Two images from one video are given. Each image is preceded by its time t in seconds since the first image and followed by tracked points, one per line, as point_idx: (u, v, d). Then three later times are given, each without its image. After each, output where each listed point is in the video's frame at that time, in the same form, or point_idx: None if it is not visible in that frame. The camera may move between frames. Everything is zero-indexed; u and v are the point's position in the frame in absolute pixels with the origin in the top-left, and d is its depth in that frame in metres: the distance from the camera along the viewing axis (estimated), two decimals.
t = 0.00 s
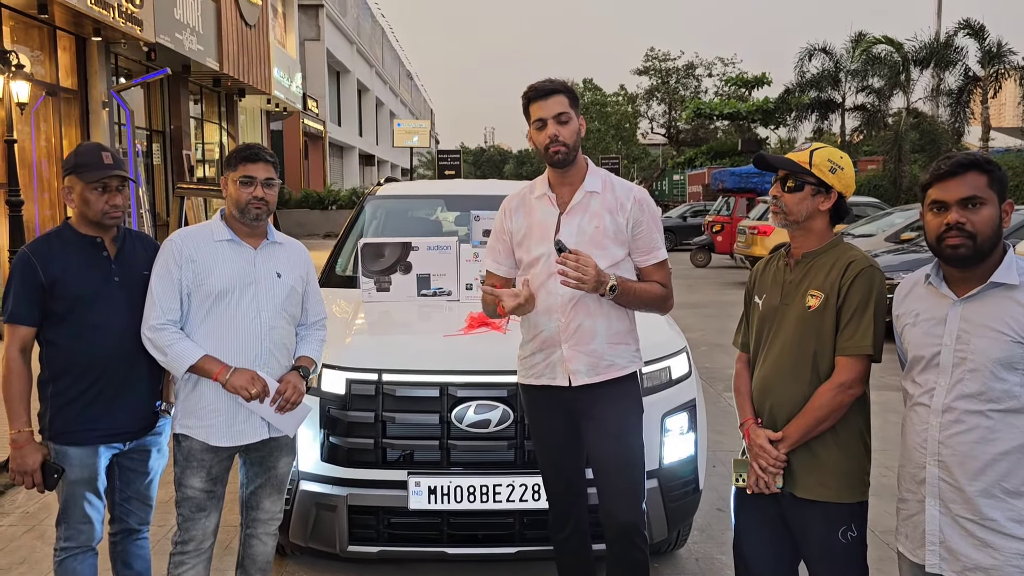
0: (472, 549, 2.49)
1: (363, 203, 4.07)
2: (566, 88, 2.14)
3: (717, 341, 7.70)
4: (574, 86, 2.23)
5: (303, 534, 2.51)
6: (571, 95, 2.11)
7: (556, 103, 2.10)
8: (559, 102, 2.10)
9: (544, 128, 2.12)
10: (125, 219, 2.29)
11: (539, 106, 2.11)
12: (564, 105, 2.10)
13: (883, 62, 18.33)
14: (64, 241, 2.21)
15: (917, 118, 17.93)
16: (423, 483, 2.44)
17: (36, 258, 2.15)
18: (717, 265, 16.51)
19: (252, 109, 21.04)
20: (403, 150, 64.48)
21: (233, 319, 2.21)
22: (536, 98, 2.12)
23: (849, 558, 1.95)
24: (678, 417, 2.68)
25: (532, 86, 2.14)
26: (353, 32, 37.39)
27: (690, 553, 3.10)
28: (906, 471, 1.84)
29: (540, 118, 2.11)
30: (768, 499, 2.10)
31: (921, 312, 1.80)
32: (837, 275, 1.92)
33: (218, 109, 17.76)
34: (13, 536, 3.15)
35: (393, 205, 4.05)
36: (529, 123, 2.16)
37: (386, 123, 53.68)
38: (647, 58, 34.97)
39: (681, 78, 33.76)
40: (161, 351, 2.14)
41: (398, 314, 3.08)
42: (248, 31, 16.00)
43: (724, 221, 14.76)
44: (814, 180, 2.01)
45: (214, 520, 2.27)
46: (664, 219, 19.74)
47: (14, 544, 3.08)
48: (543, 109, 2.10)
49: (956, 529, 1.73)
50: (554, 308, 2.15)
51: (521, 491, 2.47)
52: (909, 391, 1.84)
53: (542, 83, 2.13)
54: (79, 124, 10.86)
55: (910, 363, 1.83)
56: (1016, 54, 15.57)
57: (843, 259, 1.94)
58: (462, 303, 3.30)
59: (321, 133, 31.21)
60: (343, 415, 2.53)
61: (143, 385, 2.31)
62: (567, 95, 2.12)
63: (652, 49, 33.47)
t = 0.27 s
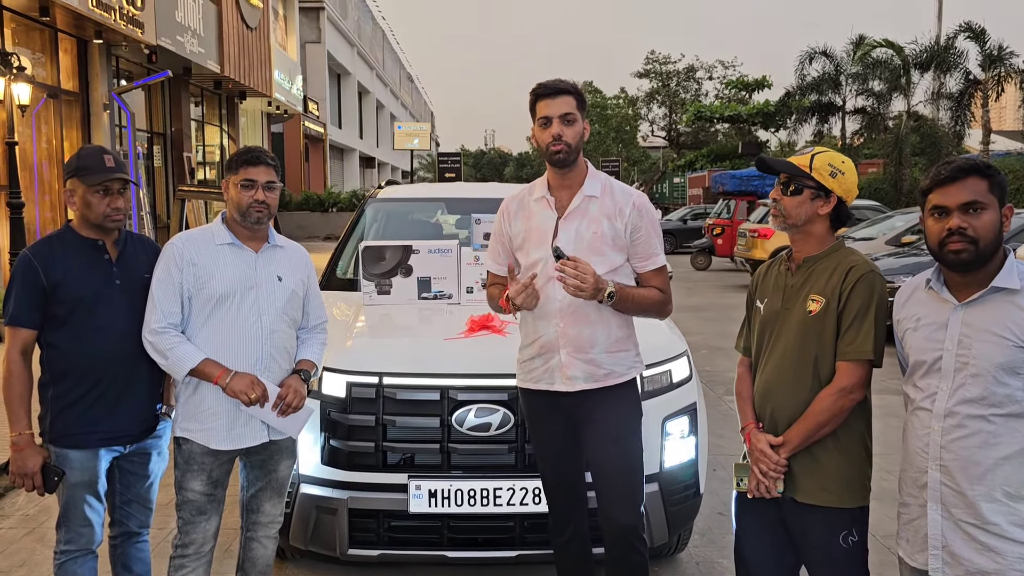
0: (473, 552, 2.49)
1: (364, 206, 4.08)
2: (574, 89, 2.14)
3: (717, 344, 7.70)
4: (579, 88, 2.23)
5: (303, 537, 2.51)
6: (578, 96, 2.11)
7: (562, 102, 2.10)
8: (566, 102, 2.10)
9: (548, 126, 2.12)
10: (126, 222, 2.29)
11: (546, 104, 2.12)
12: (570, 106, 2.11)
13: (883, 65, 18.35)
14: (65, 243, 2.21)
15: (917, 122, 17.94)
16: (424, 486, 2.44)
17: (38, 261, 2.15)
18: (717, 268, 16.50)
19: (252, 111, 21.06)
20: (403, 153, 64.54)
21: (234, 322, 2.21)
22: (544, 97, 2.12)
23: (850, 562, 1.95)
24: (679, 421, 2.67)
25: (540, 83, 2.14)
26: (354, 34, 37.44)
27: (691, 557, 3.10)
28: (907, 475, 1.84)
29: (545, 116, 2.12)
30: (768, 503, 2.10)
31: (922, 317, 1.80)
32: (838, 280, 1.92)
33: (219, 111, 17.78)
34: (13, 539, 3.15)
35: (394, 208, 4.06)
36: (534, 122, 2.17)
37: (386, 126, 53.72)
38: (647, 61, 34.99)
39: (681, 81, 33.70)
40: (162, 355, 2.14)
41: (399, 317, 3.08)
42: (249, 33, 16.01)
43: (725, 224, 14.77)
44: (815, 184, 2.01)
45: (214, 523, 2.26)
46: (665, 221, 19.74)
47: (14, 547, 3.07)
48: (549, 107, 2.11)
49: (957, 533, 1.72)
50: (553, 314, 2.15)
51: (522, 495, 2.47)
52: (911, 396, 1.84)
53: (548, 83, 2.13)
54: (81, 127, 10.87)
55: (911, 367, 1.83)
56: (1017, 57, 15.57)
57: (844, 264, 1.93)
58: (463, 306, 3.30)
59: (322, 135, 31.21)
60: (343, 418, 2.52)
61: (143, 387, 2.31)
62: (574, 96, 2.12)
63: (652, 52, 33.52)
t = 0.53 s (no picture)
0: (473, 555, 2.49)
1: (365, 208, 4.08)
2: (576, 92, 2.14)
3: (718, 346, 7.70)
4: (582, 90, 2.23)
5: (303, 539, 2.51)
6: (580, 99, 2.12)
7: (564, 104, 2.10)
8: (567, 104, 2.11)
9: (549, 129, 2.12)
10: (127, 224, 2.29)
11: (548, 106, 2.12)
12: (571, 109, 2.11)
13: (884, 68, 18.37)
14: (67, 245, 2.21)
15: (918, 125, 17.93)
16: (424, 488, 2.44)
17: (39, 263, 2.15)
18: (718, 270, 16.50)
19: (253, 113, 21.07)
20: (404, 155, 64.59)
21: (236, 323, 2.21)
22: (546, 99, 2.13)
23: (851, 565, 1.95)
24: (680, 424, 2.67)
25: (542, 85, 2.15)
26: (355, 36, 37.47)
27: (692, 560, 3.09)
28: (909, 478, 1.84)
29: (546, 119, 2.12)
30: (769, 505, 2.10)
31: (922, 320, 1.80)
32: (838, 284, 1.92)
33: (220, 113, 17.79)
34: (13, 541, 3.15)
35: (394, 210, 4.06)
36: (535, 124, 2.17)
37: (387, 128, 53.74)
38: (648, 63, 34.99)
39: (682, 83, 33.73)
40: (162, 357, 2.14)
41: (399, 319, 3.08)
42: (250, 35, 16.03)
43: (726, 226, 14.77)
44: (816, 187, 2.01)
45: (214, 525, 2.26)
46: (666, 224, 19.74)
47: (15, 548, 3.07)
48: (550, 110, 2.11)
49: (959, 536, 1.72)
50: (549, 317, 2.16)
51: (522, 497, 2.46)
52: (912, 399, 1.84)
53: (551, 85, 2.14)
54: (81, 128, 10.88)
55: (912, 371, 1.83)
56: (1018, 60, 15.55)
57: (844, 268, 1.93)
58: (463, 309, 3.30)
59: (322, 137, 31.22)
60: (344, 420, 2.52)
61: (144, 389, 2.31)
62: (575, 99, 2.12)
63: (653, 54, 33.54)
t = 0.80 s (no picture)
0: (472, 558, 2.49)
1: (364, 210, 4.08)
2: (572, 96, 2.14)
3: (718, 349, 7.70)
4: (578, 93, 2.23)
5: (302, 542, 2.50)
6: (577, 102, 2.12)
7: (561, 107, 2.10)
8: (563, 107, 2.11)
9: (545, 132, 2.12)
10: (127, 226, 2.29)
11: (543, 109, 2.12)
12: (568, 112, 2.11)
13: (883, 72, 18.45)
14: (66, 246, 2.21)
15: (917, 128, 17.95)
16: (423, 491, 2.43)
17: (39, 265, 2.14)
18: (717, 273, 16.49)
19: (253, 115, 21.07)
20: (404, 157, 64.63)
21: (235, 325, 2.21)
22: (541, 102, 2.13)
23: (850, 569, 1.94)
24: (679, 426, 2.67)
25: (537, 89, 2.15)
26: (355, 38, 37.50)
27: (691, 563, 3.09)
28: (908, 482, 1.84)
29: (542, 122, 2.12)
30: (768, 509, 2.10)
31: (922, 324, 1.80)
32: (837, 287, 1.92)
33: (220, 115, 17.80)
34: (11, 543, 3.14)
35: (394, 212, 4.06)
36: (531, 127, 2.17)
37: (387, 130, 53.76)
38: (647, 66, 35.01)
39: (681, 86, 33.74)
40: (161, 359, 2.14)
41: (399, 322, 3.08)
42: (250, 37, 16.03)
43: (725, 229, 14.77)
44: (815, 190, 2.01)
45: (213, 528, 2.26)
46: (665, 226, 19.74)
47: (13, 551, 3.06)
48: (546, 113, 2.11)
49: (959, 540, 1.72)
50: (548, 320, 2.15)
51: (522, 500, 2.46)
52: (911, 403, 1.84)
53: (547, 88, 2.14)
54: (80, 130, 10.87)
55: (912, 374, 1.83)
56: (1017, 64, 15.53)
57: (843, 272, 1.93)
58: (462, 311, 3.30)
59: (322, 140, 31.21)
60: (343, 423, 2.52)
61: (144, 391, 2.31)
62: (571, 102, 2.12)
63: (653, 57, 33.56)
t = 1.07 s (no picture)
0: (470, 562, 2.48)
1: (363, 213, 4.08)
2: (565, 100, 2.14)
3: (716, 352, 7.70)
4: (572, 97, 2.23)
5: (300, 545, 2.50)
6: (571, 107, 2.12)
7: (555, 111, 2.10)
8: (557, 112, 2.10)
9: (540, 137, 2.12)
10: (126, 228, 2.29)
11: (537, 115, 2.12)
12: (562, 116, 2.11)
13: (882, 75, 18.44)
14: (65, 249, 2.21)
15: (916, 132, 17.98)
16: (422, 494, 2.43)
17: (39, 267, 2.14)
18: (717, 276, 16.49)
19: (253, 118, 21.08)
20: (403, 160, 64.67)
21: (235, 328, 2.21)
22: (534, 107, 2.13)
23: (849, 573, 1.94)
24: (678, 430, 2.67)
25: (530, 94, 2.15)
26: (354, 41, 37.53)
27: (690, 567, 3.09)
28: (907, 486, 1.84)
29: (536, 128, 2.12)
30: (766, 512, 2.10)
31: (921, 328, 1.80)
32: (836, 291, 1.92)
33: (219, 118, 17.81)
34: (8, 546, 3.13)
35: (393, 215, 4.06)
36: (525, 132, 2.17)
37: (386, 133, 53.80)
38: (647, 70, 35.06)
39: (680, 89, 33.77)
40: (159, 362, 2.14)
41: (397, 325, 3.08)
42: (250, 40, 16.04)
43: (724, 232, 14.78)
44: (814, 195, 2.02)
45: (211, 531, 2.26)
46: (664, 229, 19.76)
47: (11, 553, 3.06)
48: (540, 118, 2.11)
49: (958, 544, 1.72)
50: (546, 324, 2.15)
51: (520, 503, 2.46)
52: (910, 407, 1.84)
53: (541, 92, 2.14)
54: (80, 132, 10.88)
55: (911, 378, 1.83)
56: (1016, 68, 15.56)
57: (843, 275, 1.94)
58: (461, 314, 3.30)
59: (321, 142, 31.21)
60: (341, 426, 2.52)
61: (142, 393, 2.31)
62: (565, 106, 2.12)
63: (652, 61, 33.61)
